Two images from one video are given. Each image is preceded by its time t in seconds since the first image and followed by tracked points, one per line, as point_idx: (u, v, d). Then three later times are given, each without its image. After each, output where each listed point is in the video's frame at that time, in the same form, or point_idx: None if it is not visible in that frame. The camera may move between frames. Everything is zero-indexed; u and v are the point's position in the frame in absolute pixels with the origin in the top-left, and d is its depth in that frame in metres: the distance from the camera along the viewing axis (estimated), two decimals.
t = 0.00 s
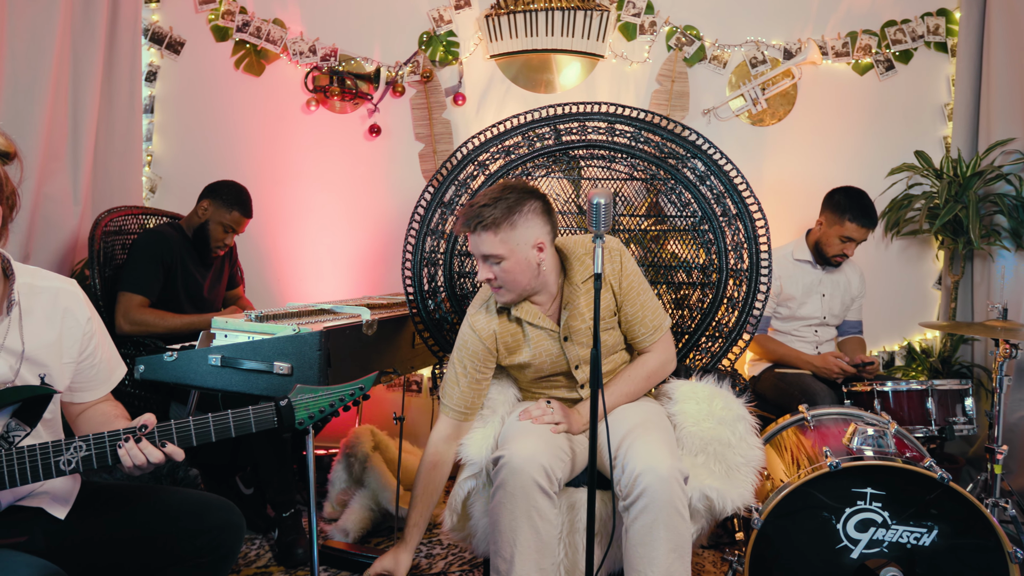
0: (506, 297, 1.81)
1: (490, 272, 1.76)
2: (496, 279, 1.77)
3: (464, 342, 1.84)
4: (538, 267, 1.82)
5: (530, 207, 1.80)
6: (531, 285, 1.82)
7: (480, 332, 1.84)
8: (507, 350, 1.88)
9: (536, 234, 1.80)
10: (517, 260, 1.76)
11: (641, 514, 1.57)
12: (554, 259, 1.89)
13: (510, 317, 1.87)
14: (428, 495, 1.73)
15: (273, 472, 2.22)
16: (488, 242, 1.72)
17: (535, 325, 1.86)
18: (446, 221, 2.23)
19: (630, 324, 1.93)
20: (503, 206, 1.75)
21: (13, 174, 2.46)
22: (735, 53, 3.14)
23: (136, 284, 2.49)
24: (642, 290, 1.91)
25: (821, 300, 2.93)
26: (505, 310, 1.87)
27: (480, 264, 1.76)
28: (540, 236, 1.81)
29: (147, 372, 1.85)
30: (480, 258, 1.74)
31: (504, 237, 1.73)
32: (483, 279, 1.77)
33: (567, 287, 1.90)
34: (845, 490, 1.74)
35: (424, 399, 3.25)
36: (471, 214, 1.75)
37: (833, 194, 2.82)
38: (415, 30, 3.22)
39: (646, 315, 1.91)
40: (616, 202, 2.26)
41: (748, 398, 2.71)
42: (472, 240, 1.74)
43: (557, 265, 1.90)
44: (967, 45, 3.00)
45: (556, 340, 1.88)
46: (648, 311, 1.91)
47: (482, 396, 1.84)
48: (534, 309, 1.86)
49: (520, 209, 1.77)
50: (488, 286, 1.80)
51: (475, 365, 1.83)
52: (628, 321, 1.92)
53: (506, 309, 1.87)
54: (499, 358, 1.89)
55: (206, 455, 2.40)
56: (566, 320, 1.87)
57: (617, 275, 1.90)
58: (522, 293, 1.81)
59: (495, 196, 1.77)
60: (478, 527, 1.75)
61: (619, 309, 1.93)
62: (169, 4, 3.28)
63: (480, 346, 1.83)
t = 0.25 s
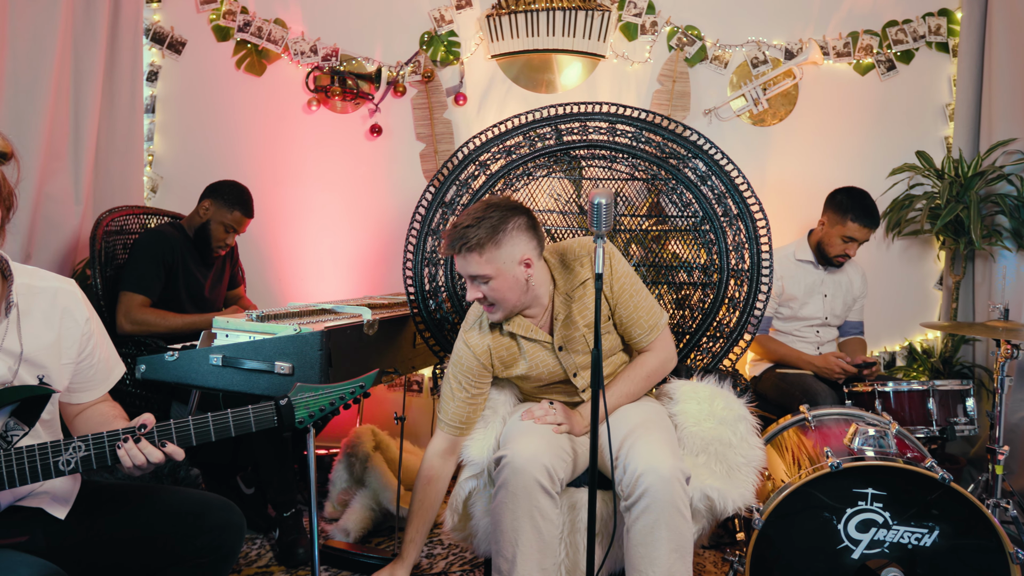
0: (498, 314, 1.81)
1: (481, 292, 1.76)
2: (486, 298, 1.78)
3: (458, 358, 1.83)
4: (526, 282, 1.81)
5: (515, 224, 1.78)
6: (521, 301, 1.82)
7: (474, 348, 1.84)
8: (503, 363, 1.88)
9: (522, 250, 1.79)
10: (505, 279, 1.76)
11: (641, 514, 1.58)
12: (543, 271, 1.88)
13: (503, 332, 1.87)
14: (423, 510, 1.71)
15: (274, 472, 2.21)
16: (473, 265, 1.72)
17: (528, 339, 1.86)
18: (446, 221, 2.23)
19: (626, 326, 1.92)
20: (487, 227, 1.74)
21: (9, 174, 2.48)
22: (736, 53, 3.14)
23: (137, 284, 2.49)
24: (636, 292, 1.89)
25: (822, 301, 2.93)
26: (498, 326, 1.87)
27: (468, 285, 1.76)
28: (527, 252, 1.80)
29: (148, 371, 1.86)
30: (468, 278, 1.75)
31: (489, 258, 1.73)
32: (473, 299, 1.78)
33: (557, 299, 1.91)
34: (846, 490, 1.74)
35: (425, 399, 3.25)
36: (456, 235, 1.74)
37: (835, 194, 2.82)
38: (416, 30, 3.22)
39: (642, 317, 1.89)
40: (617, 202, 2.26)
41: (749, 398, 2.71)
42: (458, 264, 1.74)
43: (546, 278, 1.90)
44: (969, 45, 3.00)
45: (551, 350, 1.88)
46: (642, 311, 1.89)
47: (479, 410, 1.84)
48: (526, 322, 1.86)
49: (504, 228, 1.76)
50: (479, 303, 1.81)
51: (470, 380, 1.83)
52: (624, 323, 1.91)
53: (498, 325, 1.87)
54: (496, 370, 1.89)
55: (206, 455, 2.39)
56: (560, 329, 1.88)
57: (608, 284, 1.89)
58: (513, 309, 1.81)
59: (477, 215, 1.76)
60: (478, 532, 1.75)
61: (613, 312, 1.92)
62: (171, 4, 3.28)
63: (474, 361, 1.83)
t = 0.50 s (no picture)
0: (489, 324, 1.82)
1: (469, 304, 1.77)
2: (476, 309, 1.78)
3: (454, 364, 1.85)
4: (515, 292, 1.81)
5: (498, 237, 1.77)
6: (511, 310, 1.82)
7: (471, 354, 1.85)
8: (501, 370, 1.89)
9: (508, 260, 1.78)
10: (493, 290, 1.76)
11: (643, 514, 1.58)
12: (533, 278, 1.87)
13: (498, 340, 1.87)
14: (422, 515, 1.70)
15: (276, 472, 2.20)
16: (459, 279, 1.73)
17: (524, 345, 1.86)
18: (448, 221, 2.23)
19: (622, 327, 1.92)
20: (472, 240, 1.74)
21: (9, 175, 2.47)
22: (738, 54, 3.14)
23: (138, 284, 2.49)
24: (629, 291, 1.89)
25: (823, 302, 2.93)
26: (493, 333, 1.88)
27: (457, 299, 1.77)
28: (514, 261, 1.79)
29: (149, 371, 1.87)
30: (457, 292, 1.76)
31: (475, 271, 1.73)
32: (464, 311, 1.79)
33: (551, 303, 1.91)
34: (846, 491, 1.74)
35: (427, 400, 3.25)
36: (441, 251, 1.74)
37: (838, 195, 2.82)
38: (418, 31, 3.22)
39: (637, 316, 1.89)
40: (619, 203, 2.26)
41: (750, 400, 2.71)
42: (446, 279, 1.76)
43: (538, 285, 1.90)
44: (970, 46, 3.00)
45: (547, 355, 1.88)
46: (637, 311, 1.89)
47: (479, 416, 1.84)
48: (521, 328, 1.86)
49: (489, 241, 1.76)
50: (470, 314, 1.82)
51: (467, 387, 1.83)
52: (620, 324, 1.91)
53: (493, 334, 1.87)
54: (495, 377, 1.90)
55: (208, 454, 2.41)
56: (556, 334, 1.89)
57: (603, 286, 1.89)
58: (503, 318, 1.82)
59: (462, 229, 1.76)
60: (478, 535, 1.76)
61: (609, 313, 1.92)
62: (172, 4, 3.28)
63: (471, 367, 1.84)
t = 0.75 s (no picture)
0: (488, 326, 1.83)
1: (467, 307, 1.78)
2: (473, 311, 1.79)
3: (453, 365, 1.85)
4: (513, 293, 1.81)
5: (494, 239, 1.78)
6: (509, 312, 1.83)
7: (469, 355, 1.85)
8: (501, 372, 1.89)
9: (505, 261, 1.78)
10: (490, 292, 1.76)
11: (646, 516, 1.58)
12: (531, 279, 1.88)
13: (498, 342, 1.88)
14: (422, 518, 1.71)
15: (279, 473, 2.20)
16: (455, 281, 1.74)
17: (522, 347, 1.87)
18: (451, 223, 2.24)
19: (622, 328, 1.92)
20: (468, 243, 1.74)
21: (14, 177, 2.48)
22: (740, 57, 3.15)
23: (141, 286, 2.50)
24: (626, 291, 1.89)
25: (826, 305, 2.93)
26: (492, 335, 1.89)
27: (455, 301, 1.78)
28: (511, 263, 1.80)
29: (153, 373, 1.87)
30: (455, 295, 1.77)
31: (471, 273, 1.74)
32: (462, 313, 1.79)
33: (549, 304, 1.91)
34: (849, 493, 1.74)
35: (429, 402, 3.26)
36: (438, 254, 1.75)
37: (838, 199, 2.81)
38: (420, 34, 3.23)
39: (636, 317, 1.89)
40: (621, 205, 2.26)
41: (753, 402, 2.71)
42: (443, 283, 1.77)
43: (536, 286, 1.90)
44: (972, 49, 3.00)
45: (546, 357, 1.88)
46: (636, 311, 1.89)
47: (477, 417, 1.85)
48: (520, 330, 1.87)
49: (485, 243, 1.76)
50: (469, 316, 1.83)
51: (465, 388, 1.84)
52: (619, 325, 1.92)
53: (491, 335, 1.87)
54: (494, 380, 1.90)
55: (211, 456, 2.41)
56: (555, 336, 1.90)
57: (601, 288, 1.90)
58: (501, 320, 1.83)
59: (458, 232, 1.77)
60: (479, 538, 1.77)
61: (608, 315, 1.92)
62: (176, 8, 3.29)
63: (469, 368, 1.85)
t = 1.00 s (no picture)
0: (494, 327, 1.83)
1: (475, 307, 1.78)
2: (480, 312, 1.79)
3: (458, 366, 1.86)
4: (519, 294, 1.81)
5: (501, 239, 1.79)
6: (515, 313, 1.83)
7: (474, 357, 1.86)
8: (506, 374, 1.89)
9: (511, 261, 1.79)
10: (497, 293, 1.77)
11: (650, 517, 1.58)
12: (537, 280, 1.89)
13: (502, 343, 1.88)
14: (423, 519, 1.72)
15: (283, 474, 2.23)
16: (463, 282, 1.74)
17: (527, 349, 1.87)
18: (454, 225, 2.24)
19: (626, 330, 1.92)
20: (475, 243, 1.75)
21: (20, 178, 2.49)
22: (743, 58, 3.14)
23: (146, 287, 2.51)
24: (631, 293, 1.89)
25: (829, 306, 2.92)
26: (497, 336, 1.89)
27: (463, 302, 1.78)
28: (517, 264, 1.81)
29: (157, 374, 1.88)
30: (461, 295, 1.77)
31: (478, 274, 1.74)
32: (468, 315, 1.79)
33: (554, 305, 1.92)
34: (853, 495, 1.74)
35: (432, 403, 3.26)
36: (445, 254, 1.75)
37: (840, 201, 2.81)
38: (424, 36, 3.24)
39: (640, 319, 1.89)
40: (624, 206, 2.25)
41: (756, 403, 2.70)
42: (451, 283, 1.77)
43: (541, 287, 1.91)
44: (976, 50, 3.00)
45: (550, 358, 1.89)
46: (640, 314, 1.89)
47: (481, 419, 1.85)
48: (525, 332, 1.87)
49: (492, 243, 1.77)
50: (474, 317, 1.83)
51: (469, 390, 1.84)
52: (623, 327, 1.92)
53: (496, 336, 1.88)
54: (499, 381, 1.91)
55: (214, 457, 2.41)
56: (560, 337, 1.90)
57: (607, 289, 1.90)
58: (508, 321, 1.83)
59: (465, 232, 1.77)
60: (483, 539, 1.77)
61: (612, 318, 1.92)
62: (181, 10, 3.30)
63: (474, 370, 1.85)
